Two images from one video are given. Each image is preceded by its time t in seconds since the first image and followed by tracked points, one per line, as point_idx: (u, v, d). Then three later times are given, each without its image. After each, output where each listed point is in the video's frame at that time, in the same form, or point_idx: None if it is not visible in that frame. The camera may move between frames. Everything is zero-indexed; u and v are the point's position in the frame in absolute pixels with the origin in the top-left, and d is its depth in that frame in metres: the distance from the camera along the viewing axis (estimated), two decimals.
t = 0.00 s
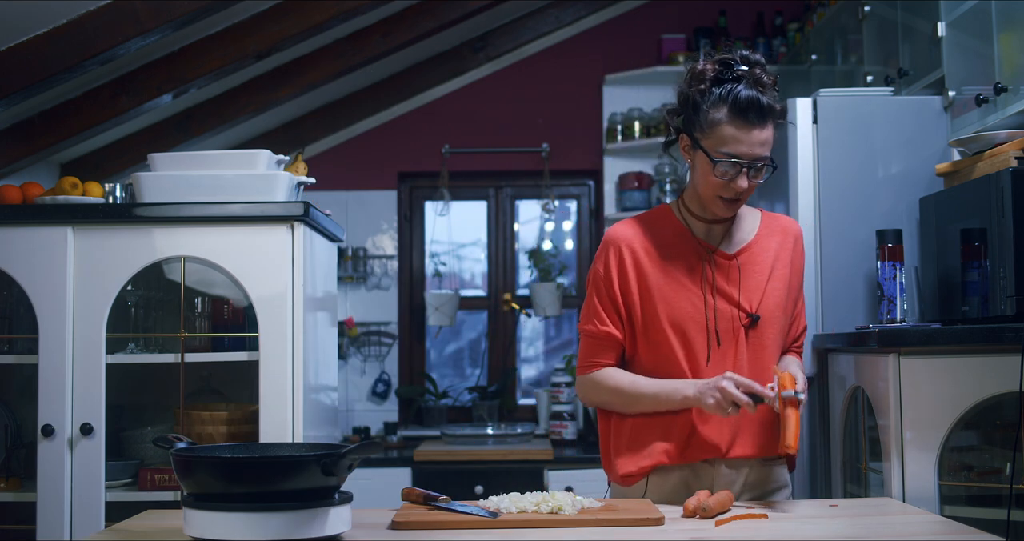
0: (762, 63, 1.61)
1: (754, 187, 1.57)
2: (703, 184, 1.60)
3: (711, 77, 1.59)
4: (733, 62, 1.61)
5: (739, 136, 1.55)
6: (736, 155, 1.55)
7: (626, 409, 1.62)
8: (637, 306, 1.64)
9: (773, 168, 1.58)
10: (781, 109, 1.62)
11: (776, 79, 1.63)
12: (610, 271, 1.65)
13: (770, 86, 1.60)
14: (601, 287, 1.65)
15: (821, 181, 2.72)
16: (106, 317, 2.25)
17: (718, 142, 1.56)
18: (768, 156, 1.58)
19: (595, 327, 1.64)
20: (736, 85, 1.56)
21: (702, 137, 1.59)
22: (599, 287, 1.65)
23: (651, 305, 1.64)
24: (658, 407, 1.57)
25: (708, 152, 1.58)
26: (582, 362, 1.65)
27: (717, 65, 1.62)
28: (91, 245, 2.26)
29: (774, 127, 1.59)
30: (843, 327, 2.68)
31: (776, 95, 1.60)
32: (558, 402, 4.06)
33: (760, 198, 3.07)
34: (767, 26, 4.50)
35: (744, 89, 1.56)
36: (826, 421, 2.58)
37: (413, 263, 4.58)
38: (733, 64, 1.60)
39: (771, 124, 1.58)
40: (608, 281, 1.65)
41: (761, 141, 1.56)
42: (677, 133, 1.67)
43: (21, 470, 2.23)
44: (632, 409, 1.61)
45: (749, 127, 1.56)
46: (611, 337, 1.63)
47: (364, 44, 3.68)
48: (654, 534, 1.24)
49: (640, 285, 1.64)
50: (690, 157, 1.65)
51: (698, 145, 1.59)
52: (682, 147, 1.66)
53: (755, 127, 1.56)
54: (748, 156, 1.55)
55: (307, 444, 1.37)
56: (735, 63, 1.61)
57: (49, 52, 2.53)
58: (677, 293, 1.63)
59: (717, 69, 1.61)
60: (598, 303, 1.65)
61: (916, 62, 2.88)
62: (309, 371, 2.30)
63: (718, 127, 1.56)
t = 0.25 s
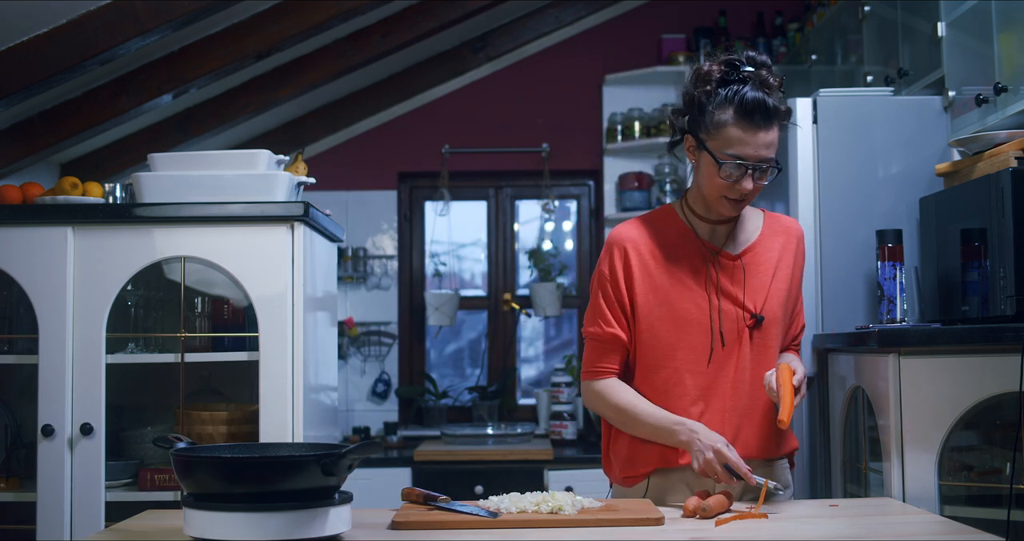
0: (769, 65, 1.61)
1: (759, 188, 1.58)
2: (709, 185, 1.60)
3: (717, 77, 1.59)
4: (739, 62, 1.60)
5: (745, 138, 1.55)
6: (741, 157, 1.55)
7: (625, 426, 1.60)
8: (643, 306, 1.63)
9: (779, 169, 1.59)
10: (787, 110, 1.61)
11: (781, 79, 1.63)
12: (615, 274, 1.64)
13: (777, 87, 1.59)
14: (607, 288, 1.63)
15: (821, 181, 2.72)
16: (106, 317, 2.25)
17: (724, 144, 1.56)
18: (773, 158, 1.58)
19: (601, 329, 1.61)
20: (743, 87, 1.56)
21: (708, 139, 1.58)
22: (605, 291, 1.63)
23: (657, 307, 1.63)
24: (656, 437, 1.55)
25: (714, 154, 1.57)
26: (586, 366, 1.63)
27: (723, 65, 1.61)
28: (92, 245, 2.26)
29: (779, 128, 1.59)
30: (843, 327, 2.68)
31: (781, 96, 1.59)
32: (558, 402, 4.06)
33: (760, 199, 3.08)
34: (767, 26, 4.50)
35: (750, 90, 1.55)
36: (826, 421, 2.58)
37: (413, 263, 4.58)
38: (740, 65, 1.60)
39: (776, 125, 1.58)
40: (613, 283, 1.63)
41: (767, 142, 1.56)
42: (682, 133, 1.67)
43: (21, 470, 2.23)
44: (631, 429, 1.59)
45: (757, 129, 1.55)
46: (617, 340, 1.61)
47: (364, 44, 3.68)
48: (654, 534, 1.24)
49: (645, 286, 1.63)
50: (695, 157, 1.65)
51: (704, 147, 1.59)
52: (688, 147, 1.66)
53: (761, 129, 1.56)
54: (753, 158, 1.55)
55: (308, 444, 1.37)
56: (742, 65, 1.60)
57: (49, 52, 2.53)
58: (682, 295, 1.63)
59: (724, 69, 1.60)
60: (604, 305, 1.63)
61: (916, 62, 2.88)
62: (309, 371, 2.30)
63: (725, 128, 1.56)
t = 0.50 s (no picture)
0: (772, 66, 1.60)
1: (760, 190, 1.58)
2: (709, 185, 1.60)
3: (720, 79, 1.59)
4: (742, 64, 1.60)
5: (746, 140, 1.55)
6: (742, 159, 1.55)
7: (615, 403, 1.62)
8: (637, 304, 1.64)
9: (780, 172, 1.58)
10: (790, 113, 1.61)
11: (785, 81, 1.62)
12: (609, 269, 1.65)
13: (780, 89, 1.59)
14: (602, 285, 1.65)
15: (821, 181, 2.72)
16: (106, 317, 2.25)
17: (726, 145, 1.56)
18: (775, 160, 1.58)
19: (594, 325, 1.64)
20: (746, 89, 1.56)
21: (709, 139, 1.58)
22: (596, 286, 1.65)
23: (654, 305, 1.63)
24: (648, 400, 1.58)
25: (716, 155, 1.57)
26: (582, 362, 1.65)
27: (726, 66, 1.61)
28: (92, 245, 2.26)
29: (781, 130, 1.58)
30: (843, 327, 2.68)
31: (784, 98, 1.59)
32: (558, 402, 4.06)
33: (760, 199, 3.08)
34: (767, 26, 4.50)
35: (752, 92, 1.55)
36: (826, 421, 2.58)
37: (414, 263, 4.58)
38: (744, 67, 1.60)
39: (778, 127, 1.57)
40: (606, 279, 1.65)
41: (769, 145, 1.56)
42: (684, 133, 1.67)
43: (21, 470, 2.23)
44: (623, 403, 1.61)
45: (759, 131, 1.55)
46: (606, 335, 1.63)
47: (364, 44, 3.68)
48: (654, 534, 1.24)
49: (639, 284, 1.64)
50: (697, 157, 1.65)
51: (705, 147, 1.59)
52: (689, 147, 1.66)
53: (763, 131, 1.55)
54: (754, 160, 1.55)
55: (308, 444, 1.37)
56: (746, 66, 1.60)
57: (49, 52, 2.53)
58: (680, 294, 1.63)
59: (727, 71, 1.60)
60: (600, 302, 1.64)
61: (916, 62, 2.88)
62: (309, 371, 2.30)
63: (727, 130, 1.56)
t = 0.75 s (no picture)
0: (772, 67, 1.60)
1: (759, 191, 1.58)
2: (708, 185, 1.60)
3: (719, 80, 1.59)
4: (742, 65, 1.60)
5: (745, 141, 1.55)
6: (741, 160, 1.55)
7: (615, 403, 1.62)
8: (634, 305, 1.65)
9: (779, 173, 1.58)
10: (791, 115, 1.60)
11: (785, 83, 1.62)
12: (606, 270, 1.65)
13: (780, 91, 1.58)
14: (600, 285, 1.65)
15: (821, 180, 2.72)
16: (106, 317, 2.25)
17: (725, 147, 1.56)
18: (774, 161, 1.58)
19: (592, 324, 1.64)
20: (745, 90, 1.55)
21: (708, 140, 1.58)
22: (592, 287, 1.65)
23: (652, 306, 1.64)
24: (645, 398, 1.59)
25: (714, 155, 1.57)
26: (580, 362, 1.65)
27: (726, 67, 1.61)
28: (92, 245, 2.26)
29: (781, 131, 1.58)
30: (843, 327, 2.68)
31: (784, 100, 1.59)
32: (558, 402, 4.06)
33: (760, 199, 3.08)
34: (767, 26, 4.50)
35: (751, 93, 1.55)
36: (826, 421, 2.58)
37: (414, 263, 4.58)
38: (745, 68, 1.60)
39: (777, 128, 1.57)
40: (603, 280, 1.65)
41: (767, 146, 1.55)
42: (684, 134, 1.67)
43: (21, 470, 2.23)
44: (620, 402, 1.61)
45: (757, 132, 1.55)
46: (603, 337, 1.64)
47: (364, 44, 3.68)
48: (654, 534, 1.24)
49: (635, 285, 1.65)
50: (696, 158, 1.65)
51: (704, 148, 1.59)
52: (689, 148, 1.66)
53: (762, 132, 1.55)
54: (753, 161, 1.55)
55: (308, 444, 1.37)
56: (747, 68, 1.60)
57: (49, 52, 2.53)
58: (679, 294, 1.63)
59: (727, 72, 1.60)
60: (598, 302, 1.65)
61: (916, 62, 2.87)
62: (309, 370, 2.30)
63: (725, 130, 1.56)
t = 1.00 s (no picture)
0: (772, 68, 1.60)
1: (759, 193, 1.58)
2: (708, 187, 1.60)
3: (719, 82, 1.59)
4: (742, 66, 1.60)
5: (746, 144, 1.55)
6: (741, 162, 1.55)
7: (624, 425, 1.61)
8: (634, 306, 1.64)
9: (780, 175, 1.58)
10: (791, 116, 1.60)
11: (786, 84, 1.62)
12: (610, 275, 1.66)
13: (780, 93, 1.58)
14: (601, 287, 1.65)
15: (821, 180, 2.72)
16: (106, 316, 2.25)
17: (726, 149, 1.56)
18: (774, 163, 1.58)
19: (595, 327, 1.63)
20: (745, 92, 1.55)
21: (708, 142, 1.58)
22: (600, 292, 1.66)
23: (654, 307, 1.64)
24: (653, 431, 1.57)
25: (714, 157, 1.58)
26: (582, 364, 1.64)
27: (726, 68, 1.61)
28: (92, 245, 2.26)
29: (781, 133, 1.57)
30: (843, 327, 2.68)
31: (784, 101, 1.59)
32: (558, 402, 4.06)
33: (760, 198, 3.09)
34: (767, 26, 4.50)
35: (751, 94, 1.54)
36: (825, 420, 2.58)
37: (413, 263, 4.58)
38: (745, 70, 1.59)
39: (778, 130, 1.56)
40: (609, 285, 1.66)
41: (768, 148, 1.55)
42: (684, 135, 1.67)
43: (21, 470, 2.23)
44: (629, 424, 1.60)
45: (757, 134, 1.54)
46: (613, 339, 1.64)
47: (364, 44, 3.67)
48: (654, 534, 1.24)
49: (644, 285, 1.65)
50: (696, 159, 1.65)
51: (704, 150, 1.59)
52: (689, 149, 1.66)
53: (762, 134, 1.55)
54: (753, 163, 1.55)
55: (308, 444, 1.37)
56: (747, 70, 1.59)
57: (49, 52, 2.53)
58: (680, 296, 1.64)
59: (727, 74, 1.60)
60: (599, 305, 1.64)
61: (916, 62, 2.87)
62: (309, 370, 2.30)
63: (725, 132, 1.56)
